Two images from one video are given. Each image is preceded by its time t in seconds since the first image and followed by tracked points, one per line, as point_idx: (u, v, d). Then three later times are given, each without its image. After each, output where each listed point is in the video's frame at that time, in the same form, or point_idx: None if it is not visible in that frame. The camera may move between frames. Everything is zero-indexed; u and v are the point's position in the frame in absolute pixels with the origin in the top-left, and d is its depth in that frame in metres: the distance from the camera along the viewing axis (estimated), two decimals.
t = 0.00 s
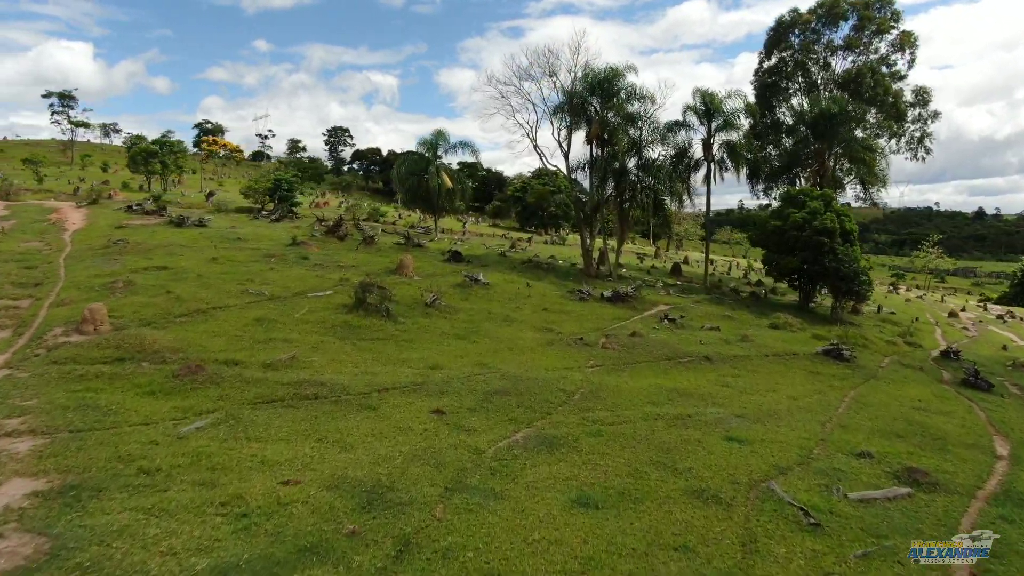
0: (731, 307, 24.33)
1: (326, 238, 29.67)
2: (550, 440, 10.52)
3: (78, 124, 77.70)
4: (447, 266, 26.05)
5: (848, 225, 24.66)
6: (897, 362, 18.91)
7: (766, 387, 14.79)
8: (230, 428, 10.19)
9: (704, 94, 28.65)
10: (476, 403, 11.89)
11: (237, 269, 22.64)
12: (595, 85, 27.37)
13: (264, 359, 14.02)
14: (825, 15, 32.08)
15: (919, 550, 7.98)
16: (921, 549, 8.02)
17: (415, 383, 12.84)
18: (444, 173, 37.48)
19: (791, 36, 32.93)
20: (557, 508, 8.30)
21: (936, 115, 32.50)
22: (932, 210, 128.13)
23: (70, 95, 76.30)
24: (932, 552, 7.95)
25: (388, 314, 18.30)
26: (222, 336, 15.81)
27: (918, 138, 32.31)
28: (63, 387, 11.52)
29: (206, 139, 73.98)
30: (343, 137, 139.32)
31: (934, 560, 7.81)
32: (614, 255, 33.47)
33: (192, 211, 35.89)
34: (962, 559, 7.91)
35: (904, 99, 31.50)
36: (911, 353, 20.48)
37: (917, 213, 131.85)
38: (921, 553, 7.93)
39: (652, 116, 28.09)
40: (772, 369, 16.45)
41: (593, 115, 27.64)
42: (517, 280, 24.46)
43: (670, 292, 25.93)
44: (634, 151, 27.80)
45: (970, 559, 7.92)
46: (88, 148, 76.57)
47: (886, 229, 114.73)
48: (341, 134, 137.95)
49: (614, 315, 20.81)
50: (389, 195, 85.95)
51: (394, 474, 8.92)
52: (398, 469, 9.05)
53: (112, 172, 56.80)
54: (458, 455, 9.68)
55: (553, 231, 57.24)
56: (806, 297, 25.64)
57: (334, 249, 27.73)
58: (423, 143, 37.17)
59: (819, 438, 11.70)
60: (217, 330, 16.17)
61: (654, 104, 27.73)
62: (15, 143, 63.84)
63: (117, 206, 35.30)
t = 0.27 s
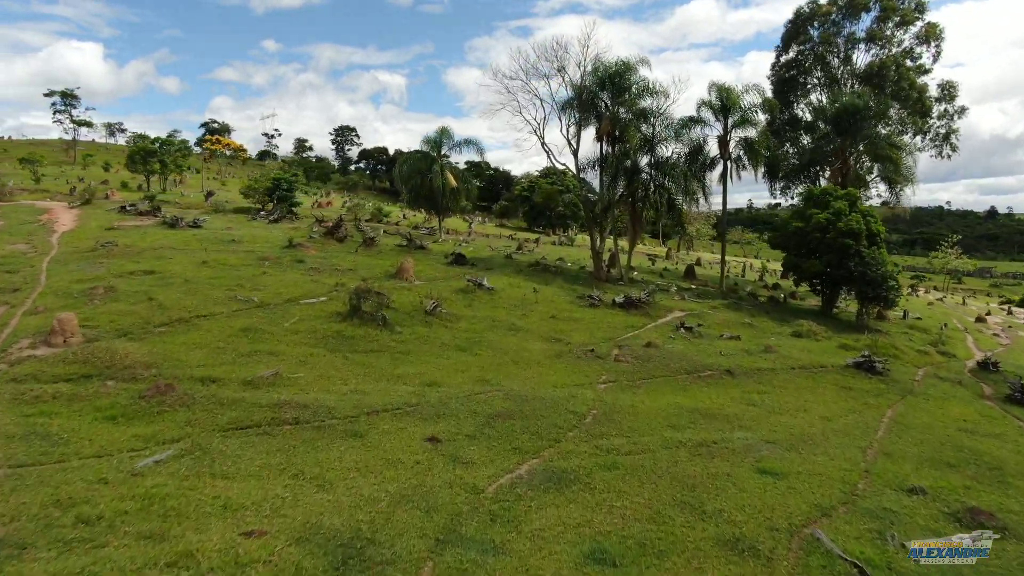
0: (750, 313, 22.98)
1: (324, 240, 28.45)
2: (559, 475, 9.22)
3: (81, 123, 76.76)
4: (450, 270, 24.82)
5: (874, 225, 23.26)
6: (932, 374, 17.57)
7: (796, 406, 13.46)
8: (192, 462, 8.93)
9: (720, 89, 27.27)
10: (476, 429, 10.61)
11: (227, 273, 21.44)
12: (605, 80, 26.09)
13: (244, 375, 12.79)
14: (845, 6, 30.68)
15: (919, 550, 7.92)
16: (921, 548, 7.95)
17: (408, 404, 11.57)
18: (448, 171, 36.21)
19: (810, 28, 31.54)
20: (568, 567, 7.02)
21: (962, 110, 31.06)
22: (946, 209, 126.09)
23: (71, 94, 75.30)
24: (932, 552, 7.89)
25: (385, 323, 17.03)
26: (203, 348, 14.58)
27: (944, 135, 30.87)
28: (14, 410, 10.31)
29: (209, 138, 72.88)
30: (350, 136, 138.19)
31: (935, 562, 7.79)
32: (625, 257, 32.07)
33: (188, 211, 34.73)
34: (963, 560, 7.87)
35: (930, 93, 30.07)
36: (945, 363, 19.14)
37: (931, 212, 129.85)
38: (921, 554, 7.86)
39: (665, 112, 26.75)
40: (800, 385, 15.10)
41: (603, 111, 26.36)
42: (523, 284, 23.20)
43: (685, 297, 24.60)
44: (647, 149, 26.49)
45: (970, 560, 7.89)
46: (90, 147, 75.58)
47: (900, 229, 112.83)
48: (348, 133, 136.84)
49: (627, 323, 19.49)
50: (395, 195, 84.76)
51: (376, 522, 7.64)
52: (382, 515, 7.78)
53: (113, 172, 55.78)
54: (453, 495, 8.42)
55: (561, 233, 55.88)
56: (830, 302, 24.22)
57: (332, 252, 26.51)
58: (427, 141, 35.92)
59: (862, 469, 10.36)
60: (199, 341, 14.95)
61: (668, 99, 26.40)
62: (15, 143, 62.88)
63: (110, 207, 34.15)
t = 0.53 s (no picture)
0: (771, 320, 21.57)
1: (321, 242, 27.17)
2: (570, 525, 7.83)
3: (82, 122, 75.72)
4: (452, 274, 23.48)
5: (905, 227, 21.75)
6: (973, 389, 16.15)
7: (833, 431, 12.05)
8: (137, 511, 7.57)
9: (738, 82, 25.80)
10: (473, 465, 9.22)
11: (214, 278, 20.16)
12: (616, 73, 24.73)
13: (216, 396, 11.45)
14: None
15: (919, 550, 7.87)
16: (921, 548, 7.90)
17: (397, 433, 10.20)
18: (452, 170, 34.83)
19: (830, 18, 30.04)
20: None
21: (992, 105, 29.54)
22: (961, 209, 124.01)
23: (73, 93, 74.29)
24: (932, 552, 7.83)
25: (378, 333, 15.70)
26: (177, 363, 13.29)
27: (973, 130, 29.34)
28: None
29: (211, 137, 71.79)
30: (356, 135, 137.03)
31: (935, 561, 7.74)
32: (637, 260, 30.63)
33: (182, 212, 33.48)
34: (964, 560, 7.79)
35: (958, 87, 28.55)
36: (985, 376, 17.73)
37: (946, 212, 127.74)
38: (921, 553, 7.82)
39: (680, 107, 25.34)
40: (833, 404, 13.69)
41: (614, 105, 25.00)
42: (529, 290, 21.84)
43: (701, 303, 23.17)
44: (660, 145, 25.08)
45: (971, 559, 7.81)
46: (91, 147, 74.58)
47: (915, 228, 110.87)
48: (354, 133, 135.68)
49: (640, 333, 18.10)
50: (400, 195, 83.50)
51: None
52: None
53: (111, 172, 54.64)
54: (442, 555, 7.04)
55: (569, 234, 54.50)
56: (856, 309, 22.75)
57: (328, 256, 25.22)
58: (430, 138, 34.52)
59: (921, 513, 8.94)
60: (172, 356, 13.65)
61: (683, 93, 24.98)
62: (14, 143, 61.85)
63: (101, 207, 32.93)
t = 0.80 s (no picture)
0: (796, 331, 20.04)
1: (317, 246, 25.80)
2: None
3: (82, 121, 74.60)
4: (452, 280, 22.04)
5: (941, 229, 20.15)
6: None
7: (881, 466, 10.55)
8: None
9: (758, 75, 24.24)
10: (464, 519, 7.74)
11: (197, 285, 18.77)
12: (627, 65, 23.33)
13: (174, 426, 10.03)
14: None
15: (919, 550, 7.92)
16: (921, 548, 7.95)
17: (379, 475, 8.72)
18: (454, 169, 33.36)
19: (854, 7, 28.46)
20: None
21: None
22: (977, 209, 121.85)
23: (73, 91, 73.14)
24: (931, 552, 7.88)
25: (368, 347, 14.27)
26: (140, 384, 11.89)
27: (1006, 126, 27.72)
28: None
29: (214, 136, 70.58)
30: (363, 135, 135.71)
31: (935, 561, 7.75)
32: (648, 263, 29.12)
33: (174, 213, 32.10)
34: (962, 561, 7.85)
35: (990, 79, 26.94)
36: None
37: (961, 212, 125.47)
38: (921, 554, 7.85)
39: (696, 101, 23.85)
40: (876, 431, 12.18)
41: (625, 100, 23.61)
42: (535, 297, 20.38)
43: (720, 311, 21.63)
44: (675, 141, 23.61)
45: (969, 561, 7.86)
46: (92, 146, 73.47)
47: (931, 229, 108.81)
48: (361, 133, 134.36)
49: (655, 346, 16.62)
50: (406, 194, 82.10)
51: None
52: None
53: (108, 172, 53.41)
54: None
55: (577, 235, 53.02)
56: (885, 318, 21.16)
57: (322, 261, 23.82)
58: (431, 136, 33.06)
59: None
60: (136, 375, 12.24)
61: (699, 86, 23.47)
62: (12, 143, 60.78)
63: (89, 208, 31.57)
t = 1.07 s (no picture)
0: (823, 343, 18.45)
1: (309, 249, 24.35)
2: None
3: (82, 120, 73.45)
4: (452, 287, 20.54)
5: (983, 232, 18.52)
6: None
7: (944, 514, 9.00)
8: None
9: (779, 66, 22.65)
10: None
11: (173, 294, 17.29)
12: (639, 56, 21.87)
13: (114, 468, 8.52)
14: None
15: (918, 550, 7.78)
16: (921, 548, 7.83)
17: (349, 535, 7.18)
18: (456, 168, 31.83)
19: None
20: None
21: None
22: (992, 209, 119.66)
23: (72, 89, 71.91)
24: (932, 552, 7.75)
25: (353, 366, 12.77)
26: (88, 413, 10.39)
27: None
28: None
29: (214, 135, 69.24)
30: (367, 134, 134.29)
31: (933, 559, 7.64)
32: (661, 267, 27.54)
33: (163, 215, 30.66)
34: (963, 560, 7.70)
35: None
36: None
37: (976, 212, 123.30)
38: (921, 553, 7.73)
39: (712, 94, 22.31)
40: (932, 467, 10.60)
41: (637, 93, 22.15)
42: (540, 306, 18.87)
43: (740, 321, 20.05)
44: (690, 138, 22.10)
45: (971, 560, 7.70)
46: (91, 145, 72.24)
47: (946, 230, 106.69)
48: (366, 132, 133.00)
49: (673, 362, 15.08)
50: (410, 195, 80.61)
51: None
52: None
53: (104, 172, 52.08)
54: None
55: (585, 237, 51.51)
56: (920, 328, 19.53)
57: (314, 266, 22.37)
58: (432, 133, 31.46)
59: None
60: (84, 401, 10.74)
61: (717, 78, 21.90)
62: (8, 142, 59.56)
63: (74, 209, 30.15)
